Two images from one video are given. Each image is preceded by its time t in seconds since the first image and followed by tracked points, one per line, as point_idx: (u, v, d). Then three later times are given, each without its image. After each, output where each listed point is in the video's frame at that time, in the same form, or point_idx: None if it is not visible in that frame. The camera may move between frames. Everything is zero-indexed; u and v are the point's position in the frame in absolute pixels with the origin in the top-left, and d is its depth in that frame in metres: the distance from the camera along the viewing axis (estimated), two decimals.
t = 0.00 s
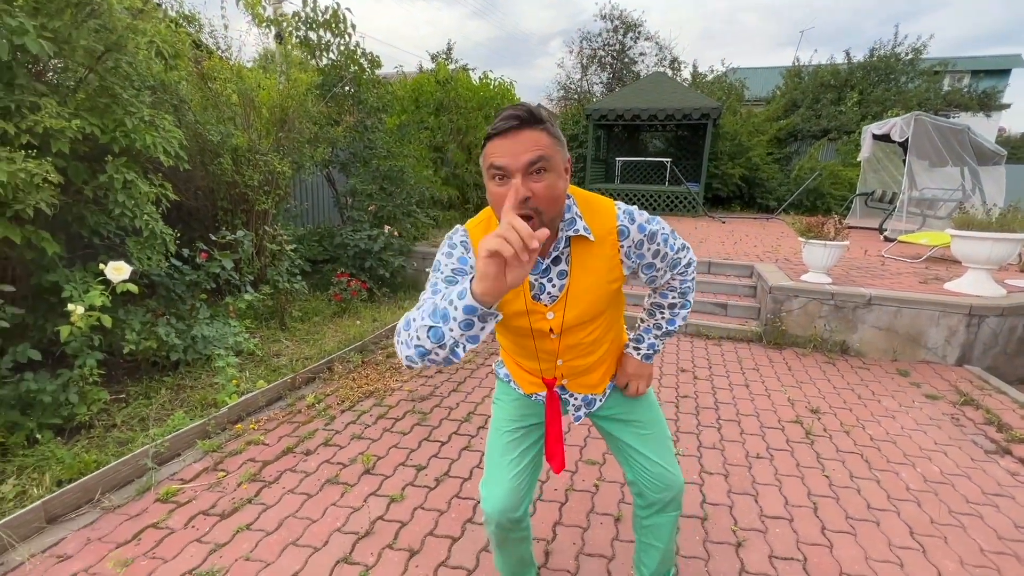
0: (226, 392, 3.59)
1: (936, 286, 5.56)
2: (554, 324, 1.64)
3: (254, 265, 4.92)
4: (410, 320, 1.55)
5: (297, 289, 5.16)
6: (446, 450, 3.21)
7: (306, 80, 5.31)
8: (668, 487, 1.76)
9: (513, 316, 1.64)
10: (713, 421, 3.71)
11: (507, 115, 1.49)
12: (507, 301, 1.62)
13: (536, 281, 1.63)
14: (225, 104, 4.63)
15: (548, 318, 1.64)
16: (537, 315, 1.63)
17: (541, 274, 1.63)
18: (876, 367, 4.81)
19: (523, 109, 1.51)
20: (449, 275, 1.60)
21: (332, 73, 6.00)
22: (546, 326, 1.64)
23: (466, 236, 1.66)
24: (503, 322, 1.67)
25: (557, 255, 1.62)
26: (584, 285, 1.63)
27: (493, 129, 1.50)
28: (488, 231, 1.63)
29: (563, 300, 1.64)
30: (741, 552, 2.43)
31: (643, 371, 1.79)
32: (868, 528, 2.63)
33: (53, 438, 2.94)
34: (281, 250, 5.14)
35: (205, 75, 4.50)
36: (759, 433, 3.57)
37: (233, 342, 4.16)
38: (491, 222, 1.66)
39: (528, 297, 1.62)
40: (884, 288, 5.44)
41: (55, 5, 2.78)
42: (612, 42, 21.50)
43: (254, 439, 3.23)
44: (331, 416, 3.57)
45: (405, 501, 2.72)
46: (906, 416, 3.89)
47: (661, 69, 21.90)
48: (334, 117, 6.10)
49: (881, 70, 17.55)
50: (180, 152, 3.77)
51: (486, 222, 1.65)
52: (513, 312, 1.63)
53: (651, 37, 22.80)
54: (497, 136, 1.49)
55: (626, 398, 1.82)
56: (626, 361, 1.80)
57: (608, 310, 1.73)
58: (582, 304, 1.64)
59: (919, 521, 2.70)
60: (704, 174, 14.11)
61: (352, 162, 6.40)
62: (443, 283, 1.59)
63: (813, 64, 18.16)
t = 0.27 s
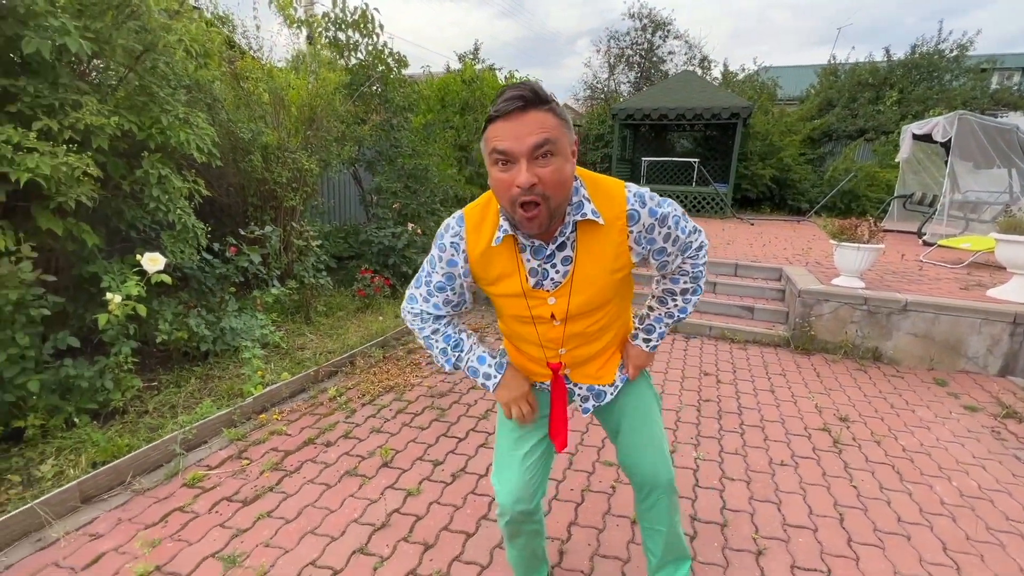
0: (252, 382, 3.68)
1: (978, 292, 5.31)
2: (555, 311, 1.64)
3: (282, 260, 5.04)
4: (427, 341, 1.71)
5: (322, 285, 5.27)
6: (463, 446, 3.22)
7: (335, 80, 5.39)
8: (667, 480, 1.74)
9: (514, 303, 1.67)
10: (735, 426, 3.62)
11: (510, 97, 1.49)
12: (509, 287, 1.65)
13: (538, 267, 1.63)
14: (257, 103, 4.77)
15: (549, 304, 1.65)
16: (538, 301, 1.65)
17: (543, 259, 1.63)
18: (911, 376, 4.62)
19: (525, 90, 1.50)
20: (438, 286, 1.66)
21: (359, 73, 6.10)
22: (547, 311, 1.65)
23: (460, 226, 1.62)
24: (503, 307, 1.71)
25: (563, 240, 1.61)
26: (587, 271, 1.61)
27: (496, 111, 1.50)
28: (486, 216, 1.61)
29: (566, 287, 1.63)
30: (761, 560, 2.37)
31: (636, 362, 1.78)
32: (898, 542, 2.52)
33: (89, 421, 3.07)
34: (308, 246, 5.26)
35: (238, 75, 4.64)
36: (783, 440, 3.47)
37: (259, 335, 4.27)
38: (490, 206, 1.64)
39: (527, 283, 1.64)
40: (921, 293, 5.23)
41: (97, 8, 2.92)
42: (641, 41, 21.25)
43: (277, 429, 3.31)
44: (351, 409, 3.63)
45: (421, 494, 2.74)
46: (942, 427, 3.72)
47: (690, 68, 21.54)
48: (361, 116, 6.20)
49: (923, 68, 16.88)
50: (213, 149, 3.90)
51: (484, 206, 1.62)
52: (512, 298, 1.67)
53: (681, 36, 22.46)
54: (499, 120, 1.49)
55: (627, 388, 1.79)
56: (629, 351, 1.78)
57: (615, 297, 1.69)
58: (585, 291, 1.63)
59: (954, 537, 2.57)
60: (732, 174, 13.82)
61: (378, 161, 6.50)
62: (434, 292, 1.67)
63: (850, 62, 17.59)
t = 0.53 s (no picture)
0: (291, 366, 3.88)
1: None
2: (561, 302, 1.72)
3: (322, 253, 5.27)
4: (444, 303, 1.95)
5: (358, 278, 5.47)
6: (488, 435, 3.30)
7: (375, 81, 5.60)
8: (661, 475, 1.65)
9: (523, 290, 1.77)
10: (765, 428, 3.54)
11: (526, 92, 1.53)
12: (519, 276, 1.75)
13: (549, 259, 1.70)
14: (302, 103, 5.00)
15: (556, 294, 1.72)
16: (546, 292, 1.73)
17: (553, 252, 1.70)
18: (960, 386, 4.39)
19: (542, 84, 1.53)
20: (447, 258, 1.82)
21: (399, 74, 6.29)
22: (554, 301, 1.73)
23: (472, 214, 1.75)
24: (514, 293, 1.82)
25: (575, 235, 1.66)
26: (593, 266, 1.66)
27: (512, 106, 1.54)
28: (500, 206, 1.71)
29: (573, 280, 1.69)
30: (784, 561, 2.32)
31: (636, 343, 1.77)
32: (934, 552, 2.42)
33: (145, 396, 3.32)
34: (346, 240, 5.47)
35: (286, 76, 4.88)
36: (816, 444, 3.37)
37: (299, 323, 4.49)
38: (505, 196, 1.73)
39: (536, 273, 1.72)
40: (974, 300, 4.95)
41: (160, 13, 3.15)
42: (682, 41, 20.89)
43: (312, 411, 3.48)
44: (382, 396, 3.77)
45: (445, 478, 2.83)
46: (992, 440, 3.52)
47: (733, 68, 20.99)
48: (400, 116, 6.40)
49: (988, 64, 15.88)
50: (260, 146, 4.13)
51: (498, 196, 1.72)
52: (522, 285, 1.77)
53: (725, 35, 21.92)
54: (514, 116, 1.54)
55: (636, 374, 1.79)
56: (633, 331, 1.77)
57: (624, 291, 1.73)
58: (591, 284, 1.68)
59: (996, 551, 2.45)
60: (775, 176, 13.39)
61: (415, 159, 6.68)
62: (443, 263, 1.84)
63: (907, 59, 16.72)
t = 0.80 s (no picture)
0: (334, 349, 4.15)
1: None
2: (578, 305, 1.71)
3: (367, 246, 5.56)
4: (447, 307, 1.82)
5: (400, 270, 5.72)
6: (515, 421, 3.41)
7: (421, 81, 5.90)
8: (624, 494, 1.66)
9: (541, 288, 1.77)
10: (798, 429, 3.46)
11: (568, 90, 1.53)
12: (538, 274, 1.75)
13: (571, 261, 1.69)
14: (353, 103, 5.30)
15: (572, 296, 1.72)
16: (563, 292, 1.72)
17: (576, 254, 1.69)
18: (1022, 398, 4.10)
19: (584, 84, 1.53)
20: (469, 251, 1.82)
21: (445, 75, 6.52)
22: (569, 303, 1.72)
23: (503, 206, 1.77)
24: (531, 290, 1.81)
25: (601, 240, 1.65)
26: (613, 274, 1.65)
27: (555, 102, 1.54)
28: (531, 202, 1.74)
29: (592, 284, 1.68)
30: (804, 555, 2.30)
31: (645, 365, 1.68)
32: (970, 559, 2.32)
33: (205, 369, 3.65)
34: (390, 234, 5.74)
35: (338, 78, 5.19)
36: (852, 447, 3.27)
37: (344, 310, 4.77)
38: (538, 192, 1.76)
39: (556, 272, 1.72)
40: None
41: (226, 20, 3.47)
42: (736, 39, 20.28)
43: (352, 390, 3.71)
44: (417, 380, 3.96)
45: (472, 457, 2.97)
46: None
47: (790, 65, 20.17)
48: (444, 115, 6.63)
49: None
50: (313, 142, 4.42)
51: (531, 193, 1.75)
52: (540, 283, 1.76)
53: (782, 31, 21.09)
54: (555, 112, 1.54)
55: (641, 394, 1.77)
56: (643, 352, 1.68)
57: (642, 304, 1.69)
58: (610, 291, 1.66)
59: None
60: (831, 178, 12.79)
61: (457, 158, 6.89)
62: (464, 257, 1.83)
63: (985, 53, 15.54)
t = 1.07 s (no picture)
0: (381, 336, 4.41)
1: None
2: (592, 352, 1.70)
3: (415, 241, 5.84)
4: (465, 346, 1.65)
5: (445, 265, 5.97)
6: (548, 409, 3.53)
7: (468, 83, 6.14)
8: (666, 526, 1.59)
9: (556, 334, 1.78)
10: (839, 430, 3.39)
11: (578, 152, 1.55)
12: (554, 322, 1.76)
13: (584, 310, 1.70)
14: (404, 105, 5.60)
15: (585, 345, 1.71)
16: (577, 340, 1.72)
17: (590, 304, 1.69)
18: None
19: (595, 147, 1.56)
20: (500, 297, 1.77)
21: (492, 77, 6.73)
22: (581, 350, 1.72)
23: (523, 259, 1.79)
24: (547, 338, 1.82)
25: (613, 288, 1.65)
26: (621, 324, 1.65)
27: (565, 165, 1.56)
28: (547, 255, 1.76)
29: (605, 332, 1.67)
30: (832, 549, 2.28)
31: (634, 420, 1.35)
32: (1015, 567, 2.23)
33: (266, 348, 3.99)
34: (436, 230, 5.99)
35: (392, 82, 5.49)
36: (895, 450, 3.17)
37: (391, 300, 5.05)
38: (552, 244, 1.79)
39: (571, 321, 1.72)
40: None
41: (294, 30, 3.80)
42: (795, 36, 19.50)
43: (396, 374, 3.95)
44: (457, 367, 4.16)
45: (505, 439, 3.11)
46: None
47: (855, 62, 19.17)
48: (491, 117, 6.84)
49: None
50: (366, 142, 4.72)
51: (546, 245, 1.77)
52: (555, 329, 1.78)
53: (846, 27, 20.08)
54: (567, 173, 1.56)
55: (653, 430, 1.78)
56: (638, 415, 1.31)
57: (650, 346, 1.71)
58: (622, 337, 1.66)
59: None
60: (896, 180, 12.10)
61: (502, 158, 7.07)
62: (493, 304, 1.77)
63: None
